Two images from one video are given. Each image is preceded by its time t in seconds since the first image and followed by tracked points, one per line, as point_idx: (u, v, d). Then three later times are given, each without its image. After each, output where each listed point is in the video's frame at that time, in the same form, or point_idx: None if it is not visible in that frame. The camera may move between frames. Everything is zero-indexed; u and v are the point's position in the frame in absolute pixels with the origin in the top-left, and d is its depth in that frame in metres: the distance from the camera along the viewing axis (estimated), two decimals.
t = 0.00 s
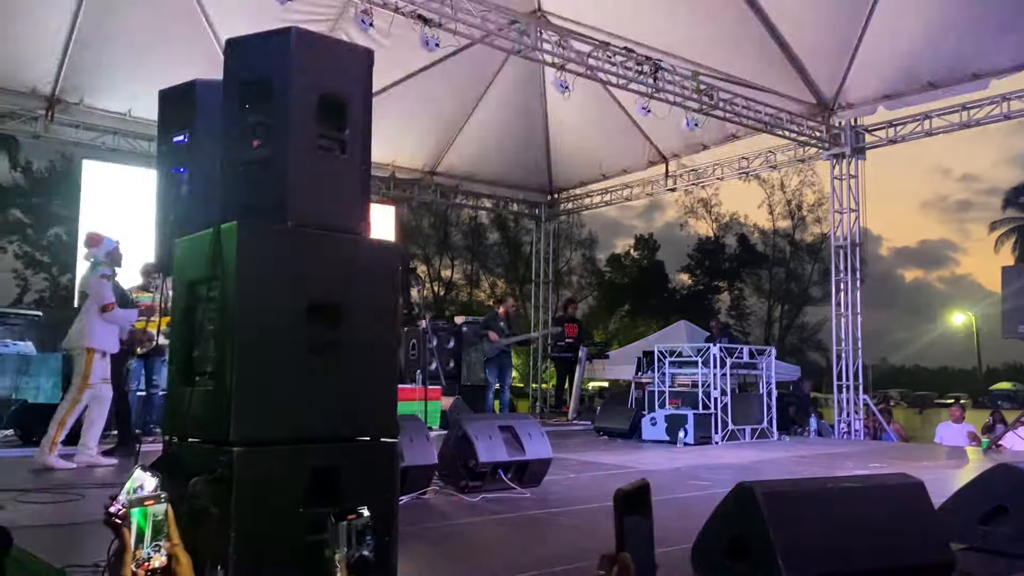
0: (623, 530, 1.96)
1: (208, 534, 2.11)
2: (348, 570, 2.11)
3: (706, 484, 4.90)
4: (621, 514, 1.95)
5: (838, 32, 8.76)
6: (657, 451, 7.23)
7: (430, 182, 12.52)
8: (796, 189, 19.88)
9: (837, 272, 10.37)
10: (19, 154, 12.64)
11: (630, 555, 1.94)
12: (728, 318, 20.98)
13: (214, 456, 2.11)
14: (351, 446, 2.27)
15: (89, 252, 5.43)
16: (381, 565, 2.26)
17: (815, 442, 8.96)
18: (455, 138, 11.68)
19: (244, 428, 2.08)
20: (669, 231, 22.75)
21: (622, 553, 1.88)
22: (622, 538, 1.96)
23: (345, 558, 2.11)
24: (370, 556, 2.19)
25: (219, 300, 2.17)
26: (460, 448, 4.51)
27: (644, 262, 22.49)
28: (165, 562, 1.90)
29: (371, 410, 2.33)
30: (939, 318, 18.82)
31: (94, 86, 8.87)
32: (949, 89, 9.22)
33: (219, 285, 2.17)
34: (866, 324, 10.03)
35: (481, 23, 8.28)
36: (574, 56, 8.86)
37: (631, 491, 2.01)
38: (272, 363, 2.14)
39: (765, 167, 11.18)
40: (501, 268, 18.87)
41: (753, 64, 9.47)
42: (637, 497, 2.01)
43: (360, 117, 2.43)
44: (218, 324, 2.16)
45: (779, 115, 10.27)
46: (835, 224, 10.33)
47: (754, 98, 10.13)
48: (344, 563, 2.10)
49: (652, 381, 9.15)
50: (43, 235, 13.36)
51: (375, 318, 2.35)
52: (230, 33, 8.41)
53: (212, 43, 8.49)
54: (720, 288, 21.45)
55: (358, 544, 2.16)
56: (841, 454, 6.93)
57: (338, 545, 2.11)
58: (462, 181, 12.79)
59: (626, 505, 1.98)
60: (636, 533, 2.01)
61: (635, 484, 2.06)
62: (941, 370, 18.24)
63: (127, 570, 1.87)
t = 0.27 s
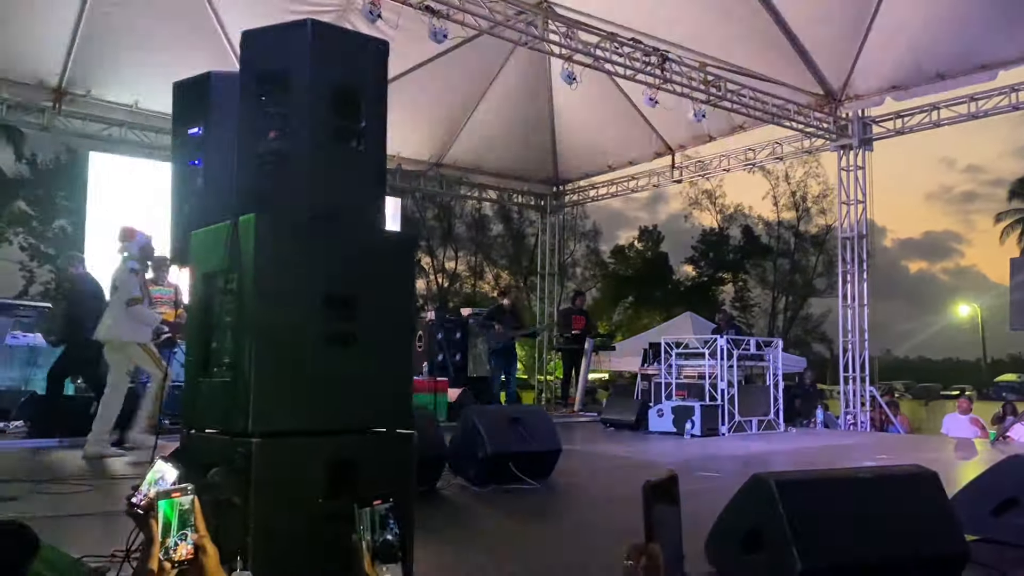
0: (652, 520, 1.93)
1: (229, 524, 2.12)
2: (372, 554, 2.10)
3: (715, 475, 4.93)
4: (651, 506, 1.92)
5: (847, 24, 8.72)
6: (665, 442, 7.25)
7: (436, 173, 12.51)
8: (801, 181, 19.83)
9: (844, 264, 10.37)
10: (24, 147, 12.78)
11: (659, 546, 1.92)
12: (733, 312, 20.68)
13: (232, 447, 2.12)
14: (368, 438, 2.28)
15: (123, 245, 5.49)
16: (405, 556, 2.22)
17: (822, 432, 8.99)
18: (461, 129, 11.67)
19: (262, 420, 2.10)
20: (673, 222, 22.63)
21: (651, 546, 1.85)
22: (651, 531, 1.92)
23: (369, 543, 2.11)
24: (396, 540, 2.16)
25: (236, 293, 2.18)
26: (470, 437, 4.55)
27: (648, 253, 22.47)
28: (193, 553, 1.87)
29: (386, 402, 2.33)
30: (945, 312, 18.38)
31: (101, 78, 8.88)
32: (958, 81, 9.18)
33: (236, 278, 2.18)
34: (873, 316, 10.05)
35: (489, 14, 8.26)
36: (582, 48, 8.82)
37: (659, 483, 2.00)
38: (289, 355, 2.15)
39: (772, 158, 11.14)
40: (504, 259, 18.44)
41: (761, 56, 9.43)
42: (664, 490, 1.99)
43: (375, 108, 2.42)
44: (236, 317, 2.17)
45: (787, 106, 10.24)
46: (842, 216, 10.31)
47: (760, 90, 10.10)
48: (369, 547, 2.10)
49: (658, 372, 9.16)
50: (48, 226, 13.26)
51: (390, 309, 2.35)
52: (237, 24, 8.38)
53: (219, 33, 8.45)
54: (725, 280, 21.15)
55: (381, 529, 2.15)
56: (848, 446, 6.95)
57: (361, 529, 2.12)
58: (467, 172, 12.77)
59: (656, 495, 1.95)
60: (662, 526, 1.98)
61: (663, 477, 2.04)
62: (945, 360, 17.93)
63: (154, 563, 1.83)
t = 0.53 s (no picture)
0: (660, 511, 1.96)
1: (236, 516, 2.12)
2: (370, 541, 2.06)
3: (719, 467, 4.94)
4: (659, 497, 1.96)
5: (852, 15, 8.68)
6: (669, 434, 7.26)
7: (439, 165, 12.47)
8: (805, 172, 19.38)
9: (848, 256, 10.36)
10: (27, 138, 12.75)
11: (667, 537, 1.94)
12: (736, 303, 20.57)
13: (239, 439, 2.12)
14: (374, 431, 2.28)
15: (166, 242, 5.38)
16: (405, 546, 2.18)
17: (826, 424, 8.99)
18: (464, 121, 11.63)
19: (269, 413, 2.10)
20: (676, 215, 22.55)
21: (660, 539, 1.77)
22: (659, 523, 1.95)
23: (367, 530, 2.08)
24: (394, 529, 2.14)
25: (242, 286, 2.18)
26: (474, 430, 4.55)
27: (652, 246, 22.51)
28: (202, 549, 1.81)
29: (392, 395, 2.34)
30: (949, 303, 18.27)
31: (105, 70, 8.88)
32: (964, 72, 9.13)
33: (242, 269, 2.18)
34: (877, 309, 10.05)
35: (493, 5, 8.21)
36: (586, 40, 8.77)
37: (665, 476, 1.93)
38: (296, 346, 2.16)
39: (777, 150, 11.11)
40: (507, 251, 18.37)
41: (767, 47, 9.39)
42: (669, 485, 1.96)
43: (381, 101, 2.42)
44: (242, 308, 2.17)
45: (791, 97, 10.21)
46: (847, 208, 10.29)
47: (765, 81, 10.06)
48: (367, 533, 2.07)
49: (662, 364, 9.16)
50: (52, 219, 13.28)
51: (396, 303, 2.35)
52: (240, 15, 8.35)
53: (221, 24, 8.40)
54: (728, 272, 21.14)
55: (380, 517, 2.13)
56: (852, 438, 6.95)
57: (360, 517, 2.09)
58: (471, 165, 12.73)
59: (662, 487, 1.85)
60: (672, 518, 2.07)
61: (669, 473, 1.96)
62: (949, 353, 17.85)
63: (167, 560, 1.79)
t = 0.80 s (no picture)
0: (653, 505, 1.73)
1: (231, 506, 2.11)
2: (355, 524, 2.10)
3: (720, 459, 4.92)
4: (651, 489, 1.73)
5: (855, 6, 8.61)
6: (670, 425, 7.25)
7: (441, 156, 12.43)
8: (807, 164, 19.36)
9: (850, 247, 10.34)
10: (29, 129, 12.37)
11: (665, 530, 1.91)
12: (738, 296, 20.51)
13: (235, 430, 2.11)
14: (370, 422, 2.27)
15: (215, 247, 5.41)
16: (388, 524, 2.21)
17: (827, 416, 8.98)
18: (466, 111, 11.58)
19: (265, 404, 2.08)
20: (679, 207, 22.56)
21: (652, 529, 1.63)
22: (653, 518, 1.72)
23: (351, 513, 2.10)
24: (378, 508, 2.17)
25: (238, 276, 2.16)
26: (474, 422, 4.53)
27: (653, 238, 22.57)
28: (191, 545, 1.57)
29: (389, 385, 2.32)
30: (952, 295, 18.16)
31: (105, 60, 8.86)
32: (967, 62, 9.07)
33: (237, 258, 2.16)
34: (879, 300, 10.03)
35: None
36: (588, 29, 8.69)
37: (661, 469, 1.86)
38: (292, 336, 2.14)
39: (779, 141, 11.06)
40: (508, 243, 18.32)
41: (769, 36, 9.34)
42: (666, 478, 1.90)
43: (377, 89, 2.39)
44: (237, 298, 2.15)
45: (793, 88, 10.15)
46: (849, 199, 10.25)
47: (766, 71, 10.01)
48: (350, 517, 2.10)
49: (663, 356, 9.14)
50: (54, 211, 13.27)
51: (392, 293, 2.34)
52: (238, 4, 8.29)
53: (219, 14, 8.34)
54: (730, 264, 21.09)
55: (363, 497, 2.15)
56: (853, 429, 6.94)
57: (342, 499, 2.11)
58: (473, 156, 12.69)
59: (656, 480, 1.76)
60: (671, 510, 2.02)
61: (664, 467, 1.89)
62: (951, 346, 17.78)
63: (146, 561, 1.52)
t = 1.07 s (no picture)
0: (649, 496, 1.76)
1: (226, 498, 2.08)
2: (340, 511, 1.96)
3: (720, 451, 4.91)
4: (648, 480, 1.75)
5: None
6: (670, 418, 7.25)
7: (441, 149, 12.40)
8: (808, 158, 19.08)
9: (851, 239, 10.32)
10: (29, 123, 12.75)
11: (663, 522, 1.90)
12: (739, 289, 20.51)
13: (231, 422, 2.09)
14: (367, 413, 2.26)
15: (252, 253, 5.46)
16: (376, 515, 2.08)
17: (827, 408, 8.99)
18: (466, 103, 11.55)
19: (261, 394, 2.07)
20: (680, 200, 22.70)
21: (651, 522, 1.62)
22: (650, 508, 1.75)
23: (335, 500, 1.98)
24: (365, 497, 2.04)
25: (233, 266, 2.15)
26: (474, 415, 4.53)
27: (654, 231, 22.52)
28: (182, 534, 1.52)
29: (385, 376, 2.31)
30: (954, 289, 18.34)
31: (103, 52, 8.82)
32: (969, 54, 9.03)
33: (233, 248, 2.15)
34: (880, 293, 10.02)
35: None
36: (588, 22, 8.66)
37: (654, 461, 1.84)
38: (288, 326, 2.13)
39: (780, 133, 11.02)
40: (509, 236, 18.29)
41: (770, 28, 9.30)
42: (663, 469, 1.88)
43: (374, 79, 2.37)
44: (234, 289, 2.14)
45: (794, 80, 10.11)
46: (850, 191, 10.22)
47: (767, 63, 9.97)
48: (335, 503, 1.96)
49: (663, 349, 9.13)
50: (54, 203, 13.24)
51: (389, 283, 2.32)
52: None
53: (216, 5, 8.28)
54: (731, 257, 21.06)
55: (349, 484, 2.04)
56: (853, 422, 6.93)
57: (326, 486, 2.00)
58: (474, 148, 12.67)
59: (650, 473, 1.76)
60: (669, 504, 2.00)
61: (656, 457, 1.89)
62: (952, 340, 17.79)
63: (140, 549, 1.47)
